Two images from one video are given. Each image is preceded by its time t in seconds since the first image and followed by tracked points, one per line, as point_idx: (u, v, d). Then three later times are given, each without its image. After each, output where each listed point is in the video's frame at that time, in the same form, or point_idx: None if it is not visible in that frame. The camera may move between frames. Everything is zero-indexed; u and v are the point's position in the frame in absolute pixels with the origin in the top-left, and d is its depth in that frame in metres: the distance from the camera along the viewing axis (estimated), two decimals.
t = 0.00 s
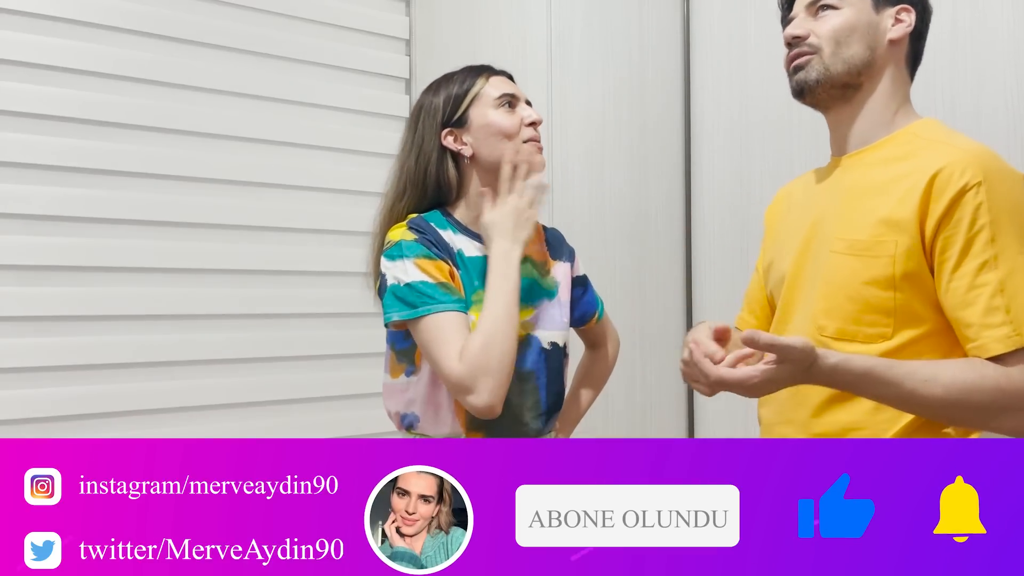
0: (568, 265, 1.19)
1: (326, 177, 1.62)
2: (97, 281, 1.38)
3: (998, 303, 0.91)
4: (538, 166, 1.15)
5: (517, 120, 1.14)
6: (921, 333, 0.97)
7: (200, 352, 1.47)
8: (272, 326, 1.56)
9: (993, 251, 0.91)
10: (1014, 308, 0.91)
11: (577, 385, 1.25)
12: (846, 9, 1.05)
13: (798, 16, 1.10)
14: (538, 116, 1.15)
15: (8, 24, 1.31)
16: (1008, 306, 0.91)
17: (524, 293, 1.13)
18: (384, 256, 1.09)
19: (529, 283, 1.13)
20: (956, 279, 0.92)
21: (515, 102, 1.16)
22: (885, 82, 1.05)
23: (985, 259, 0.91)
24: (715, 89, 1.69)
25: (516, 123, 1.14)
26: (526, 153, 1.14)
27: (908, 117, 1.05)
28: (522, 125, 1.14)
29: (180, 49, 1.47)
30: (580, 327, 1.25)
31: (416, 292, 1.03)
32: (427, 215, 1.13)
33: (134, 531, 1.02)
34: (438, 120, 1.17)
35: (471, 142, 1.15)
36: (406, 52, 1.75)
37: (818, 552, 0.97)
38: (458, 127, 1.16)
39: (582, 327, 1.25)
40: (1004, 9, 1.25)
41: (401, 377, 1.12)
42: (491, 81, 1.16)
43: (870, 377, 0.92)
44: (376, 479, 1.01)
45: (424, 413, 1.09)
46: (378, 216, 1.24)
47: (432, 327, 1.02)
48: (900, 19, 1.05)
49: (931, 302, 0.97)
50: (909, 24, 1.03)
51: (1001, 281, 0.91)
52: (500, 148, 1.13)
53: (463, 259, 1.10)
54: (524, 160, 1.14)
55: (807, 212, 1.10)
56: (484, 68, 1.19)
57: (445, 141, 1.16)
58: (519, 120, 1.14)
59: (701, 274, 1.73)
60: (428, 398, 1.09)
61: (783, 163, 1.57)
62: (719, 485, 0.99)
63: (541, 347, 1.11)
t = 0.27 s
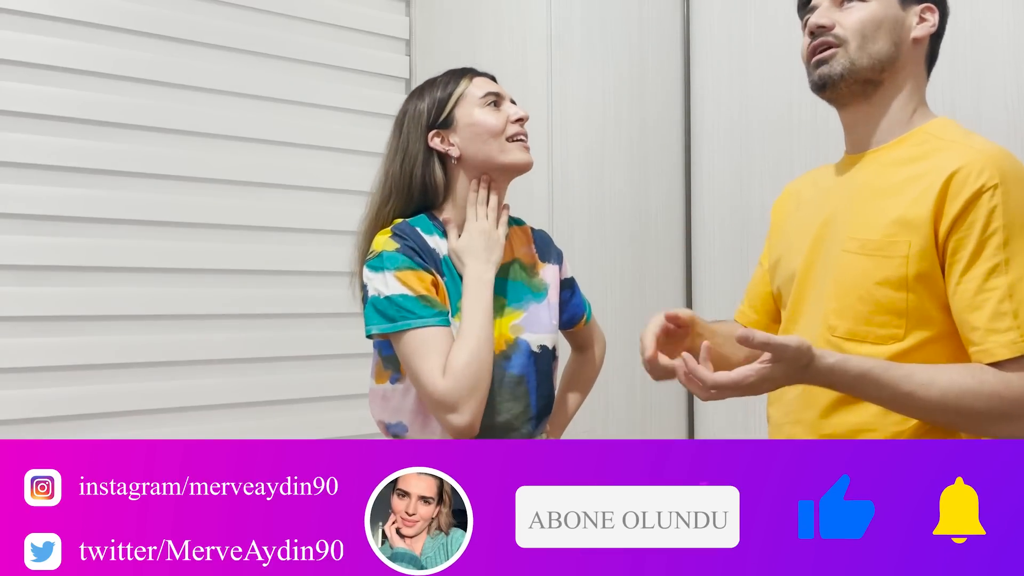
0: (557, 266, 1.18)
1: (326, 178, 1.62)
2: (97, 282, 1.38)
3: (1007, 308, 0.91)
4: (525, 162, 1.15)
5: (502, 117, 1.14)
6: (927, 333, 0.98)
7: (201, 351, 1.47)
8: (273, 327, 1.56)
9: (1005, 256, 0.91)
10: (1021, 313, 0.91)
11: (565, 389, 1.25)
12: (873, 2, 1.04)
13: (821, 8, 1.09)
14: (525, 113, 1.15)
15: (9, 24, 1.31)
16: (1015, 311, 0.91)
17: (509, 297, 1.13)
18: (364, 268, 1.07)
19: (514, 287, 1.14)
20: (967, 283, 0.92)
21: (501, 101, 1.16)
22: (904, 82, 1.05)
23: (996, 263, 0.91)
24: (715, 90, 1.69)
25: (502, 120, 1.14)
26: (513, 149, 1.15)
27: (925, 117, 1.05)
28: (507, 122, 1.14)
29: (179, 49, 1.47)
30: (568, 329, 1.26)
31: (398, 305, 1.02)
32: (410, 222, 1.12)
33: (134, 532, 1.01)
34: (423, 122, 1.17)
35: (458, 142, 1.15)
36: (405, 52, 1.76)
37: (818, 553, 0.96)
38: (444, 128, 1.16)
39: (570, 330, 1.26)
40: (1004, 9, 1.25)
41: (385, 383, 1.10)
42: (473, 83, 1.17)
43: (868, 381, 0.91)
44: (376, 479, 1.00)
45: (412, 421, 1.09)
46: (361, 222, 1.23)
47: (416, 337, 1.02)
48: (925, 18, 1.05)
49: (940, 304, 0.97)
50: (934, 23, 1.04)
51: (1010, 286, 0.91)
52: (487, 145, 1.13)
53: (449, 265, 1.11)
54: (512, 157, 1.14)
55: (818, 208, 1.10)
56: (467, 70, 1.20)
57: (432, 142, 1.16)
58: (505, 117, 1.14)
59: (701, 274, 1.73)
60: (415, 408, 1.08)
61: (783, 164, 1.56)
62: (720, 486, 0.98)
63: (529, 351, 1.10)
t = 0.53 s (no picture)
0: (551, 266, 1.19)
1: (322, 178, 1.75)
2: (99, 283, 1.49)
3: (1018, 306, 0.89)
4: (517, 159, 1.15)
5: (493, 116, 1.14)
6: (932, 331, 0.97)
7: (215, 342, 1.62)
8: (275, 327, 1.71)
9: (1013, 255, 0.90)
10: None
11: (563, 390, 1.26)
12: None
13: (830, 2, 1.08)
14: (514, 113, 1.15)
15: (9, 24, 1.40)
16: None
17: (502, 299, 1.12)
18: (357, 275, 1.07)
19: (508, 287, 1.13)
20: (976, 281, 0.91)
21: (490, 102, 1.17)
22: (912, 81, 1.04)
23: (1004, 262, 0.90)
24: (716, 88, 1.68)
25: (492, 119, 1.14)
26: (504, 147, 1.14)
27: (926, 118, 1.05)
28: (496, 121, 1.14)
29: (178, 49, 1.57)
30: (565, 329, 1.26)
31: (388, 313, 1.01)
32: (401, 224, 1.11)
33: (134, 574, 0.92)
34: (414, 124, 1.17)
35: (448, 142, 1.15)
36: (405, 52, 1.85)
37: None
38: (435, 129, 1.16)
39: (568, 330, 1.26)
40: (1003, 7, 1.24)
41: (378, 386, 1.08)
42: (463, 83, 1.18)
43: (882, 382, 0.90)
44: (376, 519, 0.91)
45: (403, 425, 1.06)
46: (355, 224, 1.23)
47: (407, 345, 1.01)
48: (931, 20, 1.05)
49: (945, 302, 0.96)
50: (941, 25, 1.03)
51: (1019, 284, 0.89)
52: (478, 144, 1.13)
53: (441, 266, 1.10)
54: (502, 155, 1.14)
55: (821, 212, 1.09)
56: (456, 72, 1.20)
57: (422, 143, 1.16)
58: (494, 116, 1.14)
59: (701, 273, 1.73)
60: (407, 412, 1.05)
61: (783, 164, 1.56)
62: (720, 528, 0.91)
63: (523, 354, 1.09)
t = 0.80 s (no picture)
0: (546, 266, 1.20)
1: (322, 177, 1.81)
2: (98, 282, 1.53)
3: (1007, 300, 0.81)
4: (514, 159, 1.15)
5: (490, 117, 1.14)
6: (928, 329, 0.88)
7: (212, 341, 1.65)
8: (270, 326, 1.74)
9: (1000, 247, 0.82)
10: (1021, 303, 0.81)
11: (558, 390, 1.26)
12: (867, 5, 0.98)
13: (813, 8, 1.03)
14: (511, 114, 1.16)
15: (11, 24, 1.45)
16: (1016, 302, 0.81)
17: (497, 300, 1.12)
18: (353, 278, 1.06)
19: (503, 288, 1.14)
20: (963, 275, 0.84)
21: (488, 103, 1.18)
22: (893, 85, 0.99)
23: (992, 255, 0.82)
24: (715, 87, 1.68)
25: (490, 119, 1.14)
26: (501, 147, 1.14)
27: (915, 118, 0.99)
28: (496, 121, 1.15)
29: (178, 49, 1.63)
30: (561, 329, 1.26)
31: (386, 315, 1.01)
32: (397, 225, 1.11)
33: None
34: (411, 123, 1.17)
35: (445, 142, 1.15)
36: (406, 52, 1.96)
37: None
38: (432, 129, 1.16)
39: (562, 330, 1.26)
40: (1004, 6, 1.22)
41: (374, 387, 1.08)
42: (462, 84, 1.18)
43: (876, 380, 0.80)
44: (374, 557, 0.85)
45: (402, 425, 1.05)
46: (350, 224, 1.23)
47: (405, 346, 0.99)
48: (915, 24, 0.98)
49: (936, 301, 0.88)
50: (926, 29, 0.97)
51: (1007, 275, 0.82)
52: (474, 143, 1.13)
53: (437, 268, 1.11)
54: (499, 155, 1.14)
55: (812, 211, 1.02)
56: (452, 74, 1.21)
57: (419, 142, 1.16)
58: (492, 116, 1.15)
59: (701, 273, 1.74)
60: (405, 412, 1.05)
61: (782, 165, 1.53)
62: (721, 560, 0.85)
63: (520, 354, 1.10)
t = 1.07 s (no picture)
0: (539, 267, 1.20)
1: (322, 177, 1.81)
2: (98, 282, 1.53)
3: (982, 293, 0.81)
4: (509, 163, 1.16)
5: (487, 118, 1.15)
6: (915, 327, 0.88)
7: (212, 341, 1.65)
8: (269, 326, 1.74)
9: (977, 242, 0.82)
10: (997, 296, 0.80)
11: (550, 390, 1.26)
12: (850, 13, 0.99)
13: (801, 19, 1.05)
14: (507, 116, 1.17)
15: (11, 24, 1.46)
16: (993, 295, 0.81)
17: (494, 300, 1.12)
18: (353, 276, 1.06)
19: (499, 288, 1.14)
20: (941, 270, 0.83)
21: (484, 104, 1.18)
22: (880, 89, 0.98)
23: (968, 250, 0.82)
24: (716, 88, 1.68)
25: (487, 120, 1.15)
26: (497, 150, 1.16)
27: (905, 118, 0.98)
28: (494, 124, 1.16)
29: (178, 49, 1.63)
30: (552, 329, 1.26)
31: (394, 308, 1.01)
32: (392, 225, 1.11)
33: None
34: (407, 123, 1.17)
35: (442, 141, 1.15)
36: (406, 52, 1.96)
37: None
38: (429, 128, 1.16)
39: (553, 330, 1.26)
40: (1005, 6, 1.22)
41: (372, 387, 1.08)
42: (459, 85, 1.19)
43: (847, 372, 0.80)
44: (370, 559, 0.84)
45: (400, 423, 1.05)
46: (343, 225, 1.23)
47: (417, 336, 0.99)
48: (899, 27, 0.99)
49: (925, 298, 0.88)
50: (910, 32, 0.97)
51: (985, 269, 0.81)
52: (472, 143, 1.14)
53: (434, 266, 1.10)
54: (496, 156, 1.15)
55: (807, 212, 1.02)
56: (449, 75, 1.22)
57: (415, 141, 1.16)
58: (489, 117, 1.16)
59: (701, 274, 1.74)
60: (405, 408, 1.05)
61: (782, 165, 1.53)
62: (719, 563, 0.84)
63: (516, 354, 1.10)
